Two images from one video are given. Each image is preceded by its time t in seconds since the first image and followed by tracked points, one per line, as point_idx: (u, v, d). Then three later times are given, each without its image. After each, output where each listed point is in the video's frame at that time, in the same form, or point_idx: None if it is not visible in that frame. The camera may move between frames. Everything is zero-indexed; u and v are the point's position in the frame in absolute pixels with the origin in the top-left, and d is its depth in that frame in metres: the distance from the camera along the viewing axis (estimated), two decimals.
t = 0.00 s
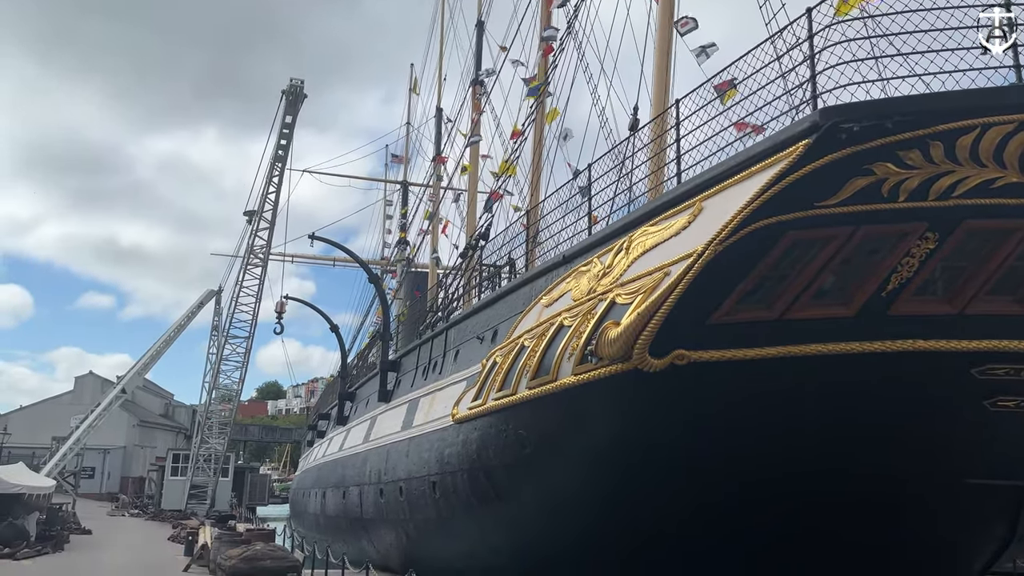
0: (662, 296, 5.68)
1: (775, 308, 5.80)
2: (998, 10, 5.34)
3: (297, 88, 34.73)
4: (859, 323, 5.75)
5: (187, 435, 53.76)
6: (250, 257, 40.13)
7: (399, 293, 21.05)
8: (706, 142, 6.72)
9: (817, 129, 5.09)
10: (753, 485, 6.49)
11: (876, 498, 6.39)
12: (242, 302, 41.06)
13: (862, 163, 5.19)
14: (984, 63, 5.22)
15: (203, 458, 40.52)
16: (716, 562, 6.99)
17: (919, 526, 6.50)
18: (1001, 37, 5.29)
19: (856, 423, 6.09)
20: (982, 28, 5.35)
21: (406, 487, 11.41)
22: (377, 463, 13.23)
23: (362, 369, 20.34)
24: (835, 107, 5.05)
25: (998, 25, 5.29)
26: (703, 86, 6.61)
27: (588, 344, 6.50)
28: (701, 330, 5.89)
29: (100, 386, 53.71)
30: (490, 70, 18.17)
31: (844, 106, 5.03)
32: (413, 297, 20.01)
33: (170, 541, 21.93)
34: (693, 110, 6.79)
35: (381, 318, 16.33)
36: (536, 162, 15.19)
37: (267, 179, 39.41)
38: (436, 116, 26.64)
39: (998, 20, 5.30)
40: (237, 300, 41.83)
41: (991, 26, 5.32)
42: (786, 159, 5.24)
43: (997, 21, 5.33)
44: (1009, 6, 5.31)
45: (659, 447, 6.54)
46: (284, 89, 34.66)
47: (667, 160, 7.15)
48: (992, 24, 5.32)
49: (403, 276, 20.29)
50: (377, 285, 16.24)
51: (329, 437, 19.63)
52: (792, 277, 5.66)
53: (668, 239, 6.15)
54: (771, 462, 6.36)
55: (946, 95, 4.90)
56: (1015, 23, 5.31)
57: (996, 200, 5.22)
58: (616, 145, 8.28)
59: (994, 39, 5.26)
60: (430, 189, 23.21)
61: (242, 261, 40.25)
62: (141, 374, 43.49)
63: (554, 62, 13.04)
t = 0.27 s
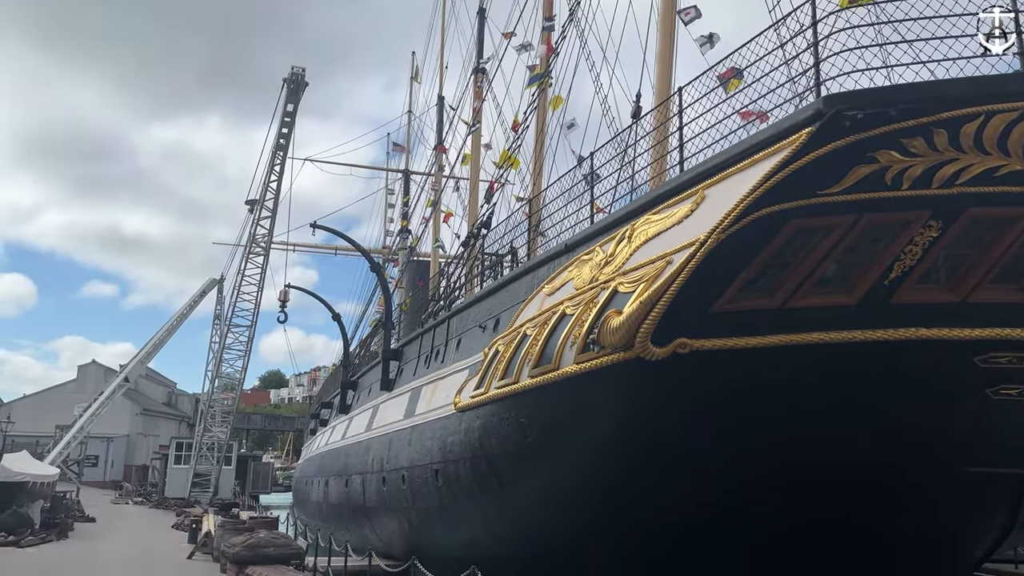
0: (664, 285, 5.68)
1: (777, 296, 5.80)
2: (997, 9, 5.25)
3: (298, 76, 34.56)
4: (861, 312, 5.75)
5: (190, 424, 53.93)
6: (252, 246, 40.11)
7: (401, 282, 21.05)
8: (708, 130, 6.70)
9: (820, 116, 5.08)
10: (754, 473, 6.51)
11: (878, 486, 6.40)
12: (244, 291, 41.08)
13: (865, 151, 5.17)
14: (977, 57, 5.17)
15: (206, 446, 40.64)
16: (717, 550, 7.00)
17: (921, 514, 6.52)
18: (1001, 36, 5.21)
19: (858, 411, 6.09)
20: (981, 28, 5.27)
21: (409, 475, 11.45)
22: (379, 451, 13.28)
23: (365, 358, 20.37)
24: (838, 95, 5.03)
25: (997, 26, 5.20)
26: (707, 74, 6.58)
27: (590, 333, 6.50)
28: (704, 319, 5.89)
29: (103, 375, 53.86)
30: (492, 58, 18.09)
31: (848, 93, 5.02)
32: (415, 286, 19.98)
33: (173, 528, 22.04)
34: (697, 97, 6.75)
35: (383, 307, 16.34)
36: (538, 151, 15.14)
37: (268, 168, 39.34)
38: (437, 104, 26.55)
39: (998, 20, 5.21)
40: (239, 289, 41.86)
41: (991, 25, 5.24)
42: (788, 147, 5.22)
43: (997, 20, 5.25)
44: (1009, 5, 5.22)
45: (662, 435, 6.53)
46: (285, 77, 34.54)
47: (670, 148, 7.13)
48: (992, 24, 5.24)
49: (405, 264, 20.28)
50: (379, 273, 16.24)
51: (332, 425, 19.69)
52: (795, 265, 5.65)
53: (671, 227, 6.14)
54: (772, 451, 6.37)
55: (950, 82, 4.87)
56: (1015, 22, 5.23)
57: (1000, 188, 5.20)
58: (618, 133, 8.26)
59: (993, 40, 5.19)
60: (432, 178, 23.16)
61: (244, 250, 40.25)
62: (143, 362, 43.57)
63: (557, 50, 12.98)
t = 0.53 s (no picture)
0: (666, 273, 5.67)
1: (779, 284, 5.80)
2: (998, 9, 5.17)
3: (299, 64, 34.43)
4: (863, 300, 5.74)
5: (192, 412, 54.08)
6: (254, 234, 40.10)
7: (403, 271, 21.05)
8: (710, 118, 6.68)
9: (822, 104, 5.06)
10: (755, 461, 6.53)
11: (879, 474, 6.41)
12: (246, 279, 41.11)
13: (868, 139, 5.15)
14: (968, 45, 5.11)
15: (209, 434, 40.76)
16: (718, 537, 7.02)
17: (922, 501, 6.53)
18: (1001, 37, 5.13)
19: (859, 399, 6.09)
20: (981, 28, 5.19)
21: (411, 463, 11.49)
22: (381, 439, 13.32)
23: (367, 346, 20.40)
24: (841, 82, 5.01)
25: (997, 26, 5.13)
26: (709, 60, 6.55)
27: (591, 322, 6.50)
28: (706, 307, 5.89)
29: (105, 363, 53.98)
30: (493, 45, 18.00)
31: (851, 80, 4.99)
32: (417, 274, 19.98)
33: (176, 516, 22.15)
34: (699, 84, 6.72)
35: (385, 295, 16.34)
36: (539, 139, 15.10)
37: (269, 156, 39.28)
38: (438, 92, 26.46)
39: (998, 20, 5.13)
40: (241, 277, 41.89)
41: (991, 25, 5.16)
42: (791, 134, 5.20)
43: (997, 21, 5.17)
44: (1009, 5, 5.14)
45: (663, 423, 6.54)
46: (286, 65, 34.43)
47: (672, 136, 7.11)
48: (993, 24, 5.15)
49: (407, 253, 20.28)
50: (380, 261, 16.23)
51: (335, 413, 19.73)
52: (797, 253, 5.64)
53: (673, 215, 6.12)
54: (773, 438, 6.39)
55: (954, 69, 4.85)
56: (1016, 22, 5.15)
57: (1003, 176, 5.18)
58: (620, 120, 8.23)
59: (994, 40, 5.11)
60: (433, 166, 23.10)
61: (245, 239, 40.24)
62: (145, 350, 43.66)
63: (558, 37, 12.92)
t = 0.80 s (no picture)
0: (668, 260, 5.67)
1: (781, 272, 5.78)
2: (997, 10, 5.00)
3: (300, 52, 34.34)
4: (865, 287, 5.74)
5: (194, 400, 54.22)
6: (255, 222, 40.09)
7: (404, 259, 21.04)
8: (713, 104, 6.66)
9: (825, 90, 5.04)
10: (756, 449, 6.53)
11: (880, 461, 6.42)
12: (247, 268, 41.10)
13: (872, 125, 5.13)
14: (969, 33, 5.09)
15: (211, 422, 40.85)
16: (719, 525, 7.04)
17: (923, 489, 6.54)
18: (1001, 37, 4.90)
19: (860, 386, 6.10)
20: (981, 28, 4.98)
21: (412, 451, 11.52)
22: (383, 427, 13.36)
23: (368, 335, 20.42)
24: (844, 68, 4.99)
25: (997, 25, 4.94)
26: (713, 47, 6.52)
27: (592, 310, 6.50)
28: (708, 295, 5.89)
29: (107, 351, 54.11)
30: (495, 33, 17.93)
31: (854, 67, 4.97)
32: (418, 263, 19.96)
33: (179, 503, 22.25)
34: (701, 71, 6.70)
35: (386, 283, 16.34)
36: (541, 127, 15.06)
37: (270, 144, 39.22)
38: (440, 80, 26.38)
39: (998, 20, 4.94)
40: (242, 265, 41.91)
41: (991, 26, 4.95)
42: (794, 121, 5.18)
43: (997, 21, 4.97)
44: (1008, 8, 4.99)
45: (664, 410, 6.55)
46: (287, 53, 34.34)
47: (674, 123, 7.09)
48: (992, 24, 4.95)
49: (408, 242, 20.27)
50: (382, 250, 16.21)
51: (337, 401, 19.78)
52: (799, 241, 5.64)
53: (675, 203, 6.11)
54: (774, 426, 6.39)
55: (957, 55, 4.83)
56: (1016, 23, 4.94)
57: (1007, 163, 5.17)
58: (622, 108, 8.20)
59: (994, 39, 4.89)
60: (435, 155, 23.05)
61: (246, 227, 40.24)
62: (148, 339, 43.73)
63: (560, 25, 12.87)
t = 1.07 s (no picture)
0: (669, 249, 5.66)
1: (782, 261, 5.77)
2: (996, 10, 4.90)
3: (300, 40, 34.19)
4: (866, 276, 5.73)
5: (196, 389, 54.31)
6: (256, 211, 40.04)
7: (405, 248, 21.01)
8: (715, 92, 6.64)
9: (827, 78, 5.02)
10: (756, 437, 6.55)
11: (880, 449, 6.43)
12: (248, 257, 41.08)
13: (874, 114, 5.11)
14: (971, 19, 5.06)
15: (213, 411, 40.95)
16: (720, 513, 7.06)
17: (922, 477, 6.56)
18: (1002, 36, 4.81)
19: (861, 374, 6.10)
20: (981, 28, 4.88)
21: (414, 439, 11.55)
22: (384, 415, 13.40)
23: (370, 324, 20.43)
24: (846, 56, 4.97)
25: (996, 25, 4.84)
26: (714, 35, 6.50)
27: (593, 298, 6.50)
28: (709, 284, 5.89)
29: (109, 340, 54.19)
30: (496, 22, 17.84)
31: (856, 54, 4.95)
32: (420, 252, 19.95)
33: (182, 491, 22.33)
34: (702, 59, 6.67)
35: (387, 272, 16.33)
36: (542, 115, 15.00)
37: (271, 133, 39.12)
38: (441, 68, 26.25)
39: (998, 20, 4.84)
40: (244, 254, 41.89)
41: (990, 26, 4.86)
42: (796, 109, 5.16)
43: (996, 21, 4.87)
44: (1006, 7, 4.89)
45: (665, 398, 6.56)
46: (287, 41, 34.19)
47: (676, 111, 7.07)
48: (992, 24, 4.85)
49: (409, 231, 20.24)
50: (383, 238, 16.18)
51: (338, 390, 19.81)
52: (801, 229, 5.63)
53: (676, 191, 6.10)
54: (775, 414, 6.40)
55: (960, 42, 4.80)
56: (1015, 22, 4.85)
57: (1009, 152, 5.15)
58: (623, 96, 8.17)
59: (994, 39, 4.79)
60: (436, 144, 22.98)
61: (247, 216, 40.20)
62: (149, 327, 43.78)
63: (561, 13, 12.80)
